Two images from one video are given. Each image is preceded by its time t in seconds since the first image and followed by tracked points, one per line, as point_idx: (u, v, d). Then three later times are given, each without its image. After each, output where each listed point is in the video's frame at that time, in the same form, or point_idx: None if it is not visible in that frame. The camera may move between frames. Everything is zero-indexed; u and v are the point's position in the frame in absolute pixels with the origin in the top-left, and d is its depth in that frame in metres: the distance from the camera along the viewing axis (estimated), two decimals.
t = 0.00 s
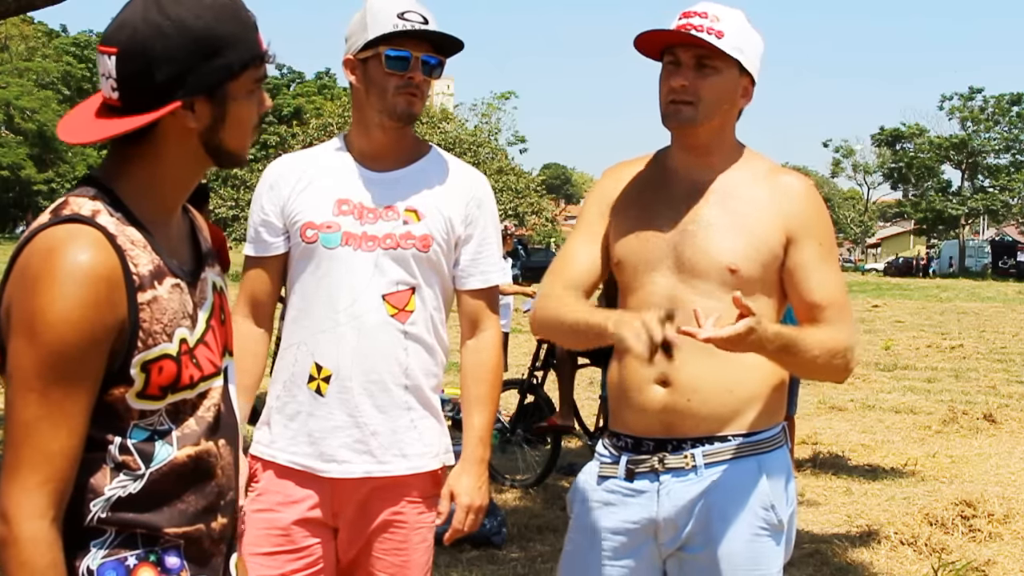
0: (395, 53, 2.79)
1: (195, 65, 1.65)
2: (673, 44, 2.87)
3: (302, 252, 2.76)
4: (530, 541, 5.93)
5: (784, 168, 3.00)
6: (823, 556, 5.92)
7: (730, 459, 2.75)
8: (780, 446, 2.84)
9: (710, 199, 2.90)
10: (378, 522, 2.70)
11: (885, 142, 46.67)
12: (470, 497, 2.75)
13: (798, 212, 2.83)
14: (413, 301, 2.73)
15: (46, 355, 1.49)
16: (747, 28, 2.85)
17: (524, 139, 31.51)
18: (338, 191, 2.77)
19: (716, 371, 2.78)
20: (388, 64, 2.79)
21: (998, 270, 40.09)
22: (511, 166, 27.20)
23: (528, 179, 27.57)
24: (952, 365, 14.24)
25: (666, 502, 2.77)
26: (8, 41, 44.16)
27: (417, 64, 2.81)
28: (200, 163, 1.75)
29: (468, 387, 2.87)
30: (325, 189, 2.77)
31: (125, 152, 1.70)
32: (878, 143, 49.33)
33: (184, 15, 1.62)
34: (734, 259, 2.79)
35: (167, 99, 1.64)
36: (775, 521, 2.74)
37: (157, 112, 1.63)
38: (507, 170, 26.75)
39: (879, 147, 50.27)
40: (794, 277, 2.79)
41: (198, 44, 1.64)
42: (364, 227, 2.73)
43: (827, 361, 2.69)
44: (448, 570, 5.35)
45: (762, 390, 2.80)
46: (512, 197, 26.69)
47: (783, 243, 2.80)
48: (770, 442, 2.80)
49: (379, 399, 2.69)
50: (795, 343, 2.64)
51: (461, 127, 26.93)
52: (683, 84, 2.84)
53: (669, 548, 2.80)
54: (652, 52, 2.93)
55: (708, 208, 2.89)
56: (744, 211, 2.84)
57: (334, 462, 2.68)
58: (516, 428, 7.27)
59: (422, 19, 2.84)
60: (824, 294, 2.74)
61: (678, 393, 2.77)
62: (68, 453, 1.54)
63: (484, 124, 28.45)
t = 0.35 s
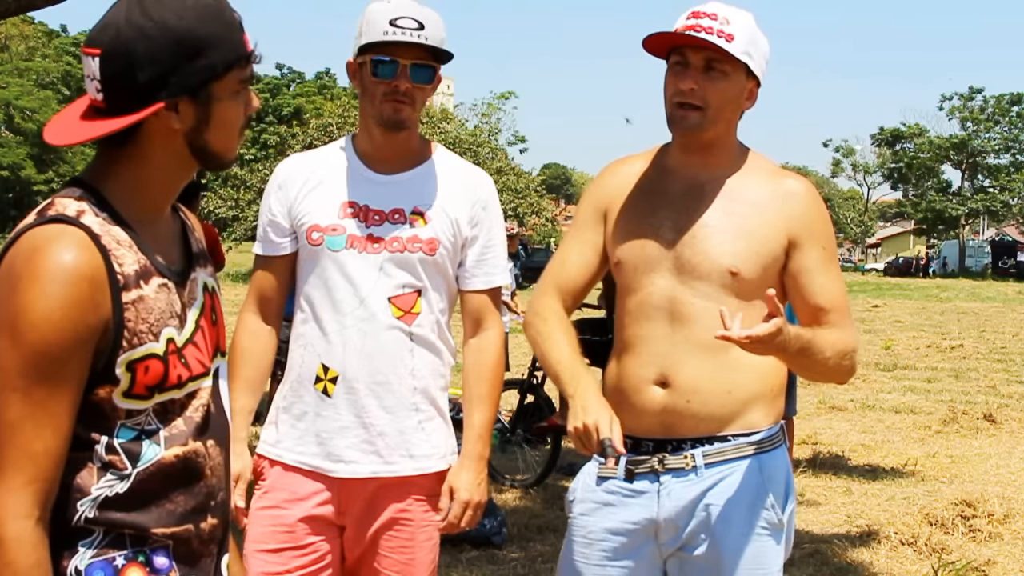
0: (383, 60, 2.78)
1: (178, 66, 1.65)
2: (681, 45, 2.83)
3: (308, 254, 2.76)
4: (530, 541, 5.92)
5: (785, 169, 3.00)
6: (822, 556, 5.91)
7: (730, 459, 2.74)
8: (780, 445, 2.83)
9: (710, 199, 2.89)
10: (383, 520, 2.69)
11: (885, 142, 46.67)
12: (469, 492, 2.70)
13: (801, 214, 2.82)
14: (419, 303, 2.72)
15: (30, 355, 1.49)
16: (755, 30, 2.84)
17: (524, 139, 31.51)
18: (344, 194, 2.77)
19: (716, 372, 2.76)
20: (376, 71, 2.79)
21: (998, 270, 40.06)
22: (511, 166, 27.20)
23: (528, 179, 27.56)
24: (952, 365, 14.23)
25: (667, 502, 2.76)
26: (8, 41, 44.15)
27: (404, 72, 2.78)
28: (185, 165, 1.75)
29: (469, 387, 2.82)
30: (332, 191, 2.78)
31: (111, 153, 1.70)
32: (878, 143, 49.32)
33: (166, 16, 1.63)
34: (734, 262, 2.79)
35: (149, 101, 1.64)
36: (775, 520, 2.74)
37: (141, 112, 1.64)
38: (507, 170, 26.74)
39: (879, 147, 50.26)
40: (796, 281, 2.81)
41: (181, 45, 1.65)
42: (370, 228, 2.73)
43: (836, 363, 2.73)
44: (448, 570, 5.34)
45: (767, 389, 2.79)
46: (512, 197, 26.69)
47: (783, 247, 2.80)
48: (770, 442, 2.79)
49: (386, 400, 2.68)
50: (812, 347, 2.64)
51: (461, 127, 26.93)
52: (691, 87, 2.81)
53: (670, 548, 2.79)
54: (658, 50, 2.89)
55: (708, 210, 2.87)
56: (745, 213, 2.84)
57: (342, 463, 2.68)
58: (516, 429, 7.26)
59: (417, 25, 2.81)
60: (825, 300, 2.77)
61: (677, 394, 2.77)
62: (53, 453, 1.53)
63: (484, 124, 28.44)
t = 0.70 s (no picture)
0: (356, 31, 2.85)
1: (173, 69, 1.66)
2: (651, 49, 2.86)
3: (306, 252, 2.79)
4: (530, 541, 5.93)
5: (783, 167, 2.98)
6: (823, 556, 5.91)
7: (729, 459, 2.73)
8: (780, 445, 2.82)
9: (703, 197, 2.89)
10: (378, 517, 2.68)
11: (885, 142, 46.67)
12: (475, 500, 2.70)
13: (797, 208, 2.80)
14: (410, 303, 2.70)
15: (24, 356, 1.49)
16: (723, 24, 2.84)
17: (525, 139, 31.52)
18: (341, 192, 2.76)
19: (712, 372, 2.76)
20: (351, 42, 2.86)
21: (998, 271, 40.05)
22: (511, 166, 27.20)
23: (528, 180, 27.57)
24: (951, 365, 14.23)
25: (665, 502, 2.76)
26: (8, 41, 44.13)
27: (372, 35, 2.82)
28: (180, 167, 1.75)
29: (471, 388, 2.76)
30: (328, 190, 2.78)
31: (106, 154, 1.70)
32: (878, 143, 49.31)
33: (161, 17, 1.63)
34: (729, 260, 2.78)
35: (143, 103, 1.65)
36: (773, 521, 2.73)
37: (135, 114, 1.64)
38: (508, 170, 26.75)
39: (879, 148, 50.26)
40: (794, 276, 2.77)
41: (175, 47, 1.65)
42: (362, 227, 2.71)
43: (835, 357, 2.71)
44: (448, 570, 5.34)
45: (766, 389, 2.78)
46: (512, 197, 26.70)
47: (778, 242, 2.79)
48: (769, 443, 2.77)
49: (376, 398, 2.69)
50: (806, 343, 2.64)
51: (461, 128, 26.92)
52: (662, 87, 2.82)
53: (669, 548, 2.79)
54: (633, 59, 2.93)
55: (701, 209, 2.87)
56: (738, 211, 2.83)
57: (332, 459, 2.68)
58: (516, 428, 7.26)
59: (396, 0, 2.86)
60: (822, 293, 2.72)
61: (675, 395, 2.77)
62: (46, 453, 1.53)
63: (484, 124, 28.45)
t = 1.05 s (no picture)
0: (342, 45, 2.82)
1: (164, 68, 1.64)
2: (703, 56, 2.79)
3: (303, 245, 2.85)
4: (530, 541, 5.91)
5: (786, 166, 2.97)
6: (822, 556, 5.90)
7: (727, 458, 2.73)
8: (778, 444, 2.81)
9: (708, 192, 2.88)
10: (361, 509, 2.68)
11: (885, 142, 46.67)
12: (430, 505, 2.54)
13: (801, 208, 2.80)
14: (389, 303, 2.69)
15: (14, 356, 1.48)
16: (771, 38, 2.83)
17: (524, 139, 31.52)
18: (335, 189, 2.80)
19: (710, 371, 2.74)
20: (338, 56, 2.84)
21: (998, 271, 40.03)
22: (511, 166, 27.20)
23: (528, 180, 27.55)
24: (952, 365, 14.22)
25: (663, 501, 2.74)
26: (8, 41, 44.12)
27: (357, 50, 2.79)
28: (174, 167, 1.74)
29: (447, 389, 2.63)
30: (326, 185, 2.82)
31: (98, 153, 1.69)
32: (877, 143, 49.31)
33: (152, 17, 1.62)
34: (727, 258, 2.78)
35: (134, 102, 1.64)
36: (771, 519, 2.72)
37: (125, 113, 1.63)
38: (507, 170, 26.74)
39: (879, 148, 50.25)
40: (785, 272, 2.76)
41: (166, 45, 1.64)
42: (346, 226, 2.73)
43: (807, 350, 2.62)
44: (447, 570, 5.32)
45: (765, 388, 2.77)
46: (512, 197, 26.70)
47: (775, 238, 2.79)
48: (765, 441, 2.76)
49: (355, 394, 2.70)
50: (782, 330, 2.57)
51: (461, 128, 26.91)
52: (716, 98, 2.79)
53: (666, 547, 2.77)
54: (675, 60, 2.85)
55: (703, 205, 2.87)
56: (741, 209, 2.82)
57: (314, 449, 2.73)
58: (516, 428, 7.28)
59: (377, 7, 2.80)
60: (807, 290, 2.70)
61: (674, 392, 2.75)
62: (38, 454, 1.52)
63: (484, 124, 28.44)
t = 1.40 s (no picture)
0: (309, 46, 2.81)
1: (167, 68, 1.64)
2: (672, 50, 2.81)
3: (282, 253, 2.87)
4: (530, 541, 5.91)
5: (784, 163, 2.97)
6: (822, 556, 5.90)
7: (732, 459, 2.72)
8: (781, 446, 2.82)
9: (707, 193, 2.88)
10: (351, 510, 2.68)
11: (885, 143, 46.65)
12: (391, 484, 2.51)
13: (799, 203, 2.79)
14: (371, 301, 2.69)
15: (17, 357, 1.48)
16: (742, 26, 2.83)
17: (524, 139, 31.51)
18: (308, 193, 2.82)
19: (716, 372, 2.73)
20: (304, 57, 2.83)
21: (998, 271, 40.01)
22: (511, 166, 27.20)
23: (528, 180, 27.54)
24: (952, 365, 14.22)
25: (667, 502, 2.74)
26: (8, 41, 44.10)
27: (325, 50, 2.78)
28: (177, 167, 1.74)
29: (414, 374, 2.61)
30: (298, 189, 2.84)
31: (101, 153, 1.69)
32: (877, 143, 49.30)
33: (155, 17, 1.62)
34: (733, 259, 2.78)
35: (137, 102, 1.63)
36: (775, 520, 2.72)
37: (126, 114, 1.63)
38: (507, 170, 26.74)
39: (879, 148, 50.22)
40: (797, 266, 2.76)
41: (170, 45, 1.64)
42: (323, 227, 2.74)
43: (831, 341, 2.67)
44: (447, 570, 5.31)
45: (771, 386, 2.77)
46: (512, 197, 26.69)
47: (779, 234, 2.79)
48: (770, 442, 2.77)
49: (337, 394, 2.70)
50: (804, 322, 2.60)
51: (461, 127, 26.90)
52: (692, 90, 2.79)
53: (669, 547, 2.77)
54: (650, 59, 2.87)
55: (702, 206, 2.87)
56: (741, 205, 2.82)
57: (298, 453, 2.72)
58: (517, 428, 7.32)
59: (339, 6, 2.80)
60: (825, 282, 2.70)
61: (679, 393, 2.75)
62: (43, 456, 1.52)
63: (484, 123, 28.43)
